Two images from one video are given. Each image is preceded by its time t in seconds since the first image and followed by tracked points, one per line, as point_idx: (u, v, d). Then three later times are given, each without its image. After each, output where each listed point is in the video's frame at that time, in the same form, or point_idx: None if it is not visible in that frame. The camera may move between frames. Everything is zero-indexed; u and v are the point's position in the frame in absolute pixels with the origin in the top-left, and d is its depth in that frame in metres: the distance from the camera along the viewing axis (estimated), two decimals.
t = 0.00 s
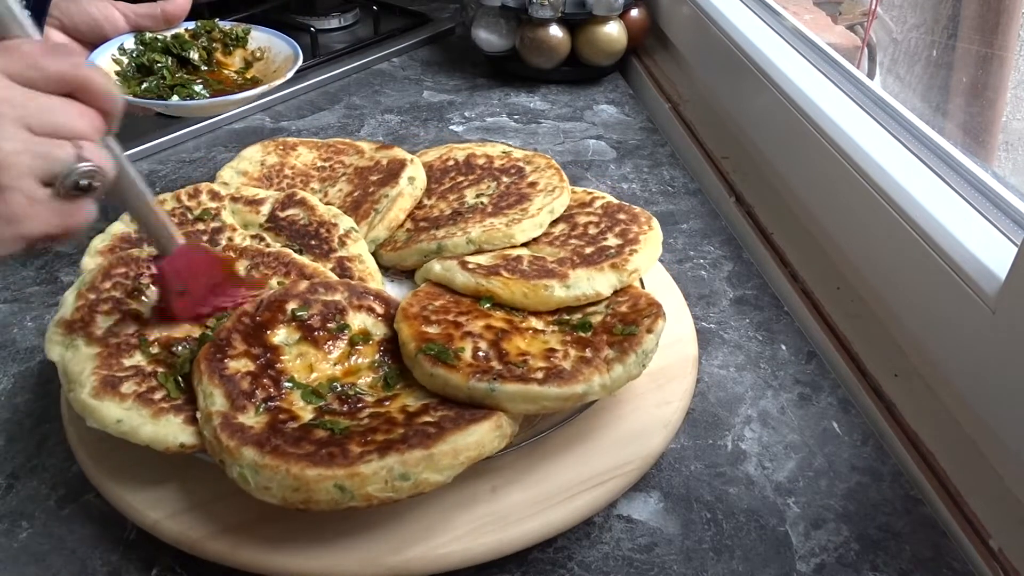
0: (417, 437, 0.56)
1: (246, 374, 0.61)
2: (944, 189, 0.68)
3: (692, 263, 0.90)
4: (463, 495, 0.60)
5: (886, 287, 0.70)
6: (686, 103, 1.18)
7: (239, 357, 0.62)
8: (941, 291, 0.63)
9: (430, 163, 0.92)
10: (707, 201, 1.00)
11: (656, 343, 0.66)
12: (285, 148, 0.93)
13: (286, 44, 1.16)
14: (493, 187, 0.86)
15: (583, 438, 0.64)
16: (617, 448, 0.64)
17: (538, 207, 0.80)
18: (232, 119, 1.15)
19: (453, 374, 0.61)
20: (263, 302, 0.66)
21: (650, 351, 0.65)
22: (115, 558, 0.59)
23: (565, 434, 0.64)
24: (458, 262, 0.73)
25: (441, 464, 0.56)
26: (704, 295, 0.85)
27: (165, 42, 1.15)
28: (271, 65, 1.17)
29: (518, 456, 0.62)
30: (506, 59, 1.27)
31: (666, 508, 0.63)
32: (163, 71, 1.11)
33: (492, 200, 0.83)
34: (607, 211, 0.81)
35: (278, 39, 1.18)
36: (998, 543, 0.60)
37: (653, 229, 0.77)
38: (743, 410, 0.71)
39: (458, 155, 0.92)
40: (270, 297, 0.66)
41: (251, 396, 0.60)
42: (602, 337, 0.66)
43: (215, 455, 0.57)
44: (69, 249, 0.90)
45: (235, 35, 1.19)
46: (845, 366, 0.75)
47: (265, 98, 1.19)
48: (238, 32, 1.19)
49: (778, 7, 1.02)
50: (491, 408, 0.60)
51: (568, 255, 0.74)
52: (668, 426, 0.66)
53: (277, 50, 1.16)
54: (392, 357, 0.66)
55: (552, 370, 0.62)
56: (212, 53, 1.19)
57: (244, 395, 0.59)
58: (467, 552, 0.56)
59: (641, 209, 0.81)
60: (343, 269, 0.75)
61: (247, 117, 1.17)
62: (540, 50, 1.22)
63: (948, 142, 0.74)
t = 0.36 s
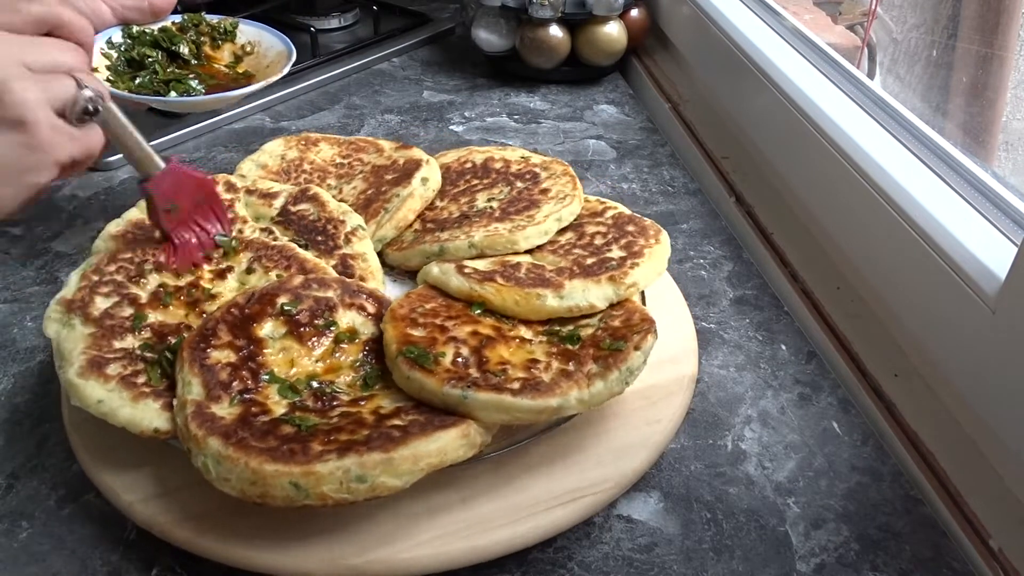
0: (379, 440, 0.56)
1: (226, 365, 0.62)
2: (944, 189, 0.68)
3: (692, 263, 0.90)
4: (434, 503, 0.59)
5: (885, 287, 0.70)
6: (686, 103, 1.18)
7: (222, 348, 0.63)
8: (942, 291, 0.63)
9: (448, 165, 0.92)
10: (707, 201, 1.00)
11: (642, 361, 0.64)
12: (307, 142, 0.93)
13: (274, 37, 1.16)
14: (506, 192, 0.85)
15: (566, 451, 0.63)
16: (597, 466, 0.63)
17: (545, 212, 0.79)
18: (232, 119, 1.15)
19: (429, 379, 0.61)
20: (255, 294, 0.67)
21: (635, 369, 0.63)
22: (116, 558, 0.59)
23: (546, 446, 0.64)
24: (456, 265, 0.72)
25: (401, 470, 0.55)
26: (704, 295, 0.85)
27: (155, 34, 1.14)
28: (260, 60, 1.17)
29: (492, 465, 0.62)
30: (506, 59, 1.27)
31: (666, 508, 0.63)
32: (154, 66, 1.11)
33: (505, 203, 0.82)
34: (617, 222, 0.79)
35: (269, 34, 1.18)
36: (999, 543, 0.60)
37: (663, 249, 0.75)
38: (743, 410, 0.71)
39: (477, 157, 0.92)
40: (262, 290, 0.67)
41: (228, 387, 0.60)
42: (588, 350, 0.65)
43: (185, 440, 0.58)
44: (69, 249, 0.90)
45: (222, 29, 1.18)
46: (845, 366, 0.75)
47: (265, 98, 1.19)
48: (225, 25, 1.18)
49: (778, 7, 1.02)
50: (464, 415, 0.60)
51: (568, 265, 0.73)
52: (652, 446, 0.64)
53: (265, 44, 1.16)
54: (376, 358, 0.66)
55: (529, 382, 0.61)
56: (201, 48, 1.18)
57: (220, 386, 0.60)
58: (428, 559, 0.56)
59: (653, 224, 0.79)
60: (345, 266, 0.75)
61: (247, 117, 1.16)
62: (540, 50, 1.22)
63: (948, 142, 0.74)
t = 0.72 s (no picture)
0: (319, 439, 0.56)
1: (198, 347, 0.64)
2: (944, 189, 0.68)
3: (692, 263, 0.90)
4: (387, 500, 0.59)
5: (885, 286, 0.70)
6: (686, 103, 1.18)
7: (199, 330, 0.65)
8: (942, 292, 0.63)
9: (478, 169, 0.92)
10: (707, 201, 1.00)
11: (610, 390, 0.63)
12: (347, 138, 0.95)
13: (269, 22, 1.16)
14: (525, 202, 0.84)
15: (538, 467, 0.62)
16: (561, 492, 0.60)
17: (557, 225, 0.78)
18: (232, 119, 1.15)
19: (385, 383, 0.61)
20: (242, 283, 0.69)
21: (600, 397, 0.62)
22: (115, 559, 0.59)
23: (522, 464, 0.62)
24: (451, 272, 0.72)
25: (330, 472, 0.55)
26: (704, 295, 0.85)
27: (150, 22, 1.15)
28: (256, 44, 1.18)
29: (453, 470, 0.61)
30: (506, 59, 1.27)
31: (666, 508, 0.63)
32: (144, 54, 1.11)
33: (523, 213, 0.82)
34: (629, 242, 0.78)
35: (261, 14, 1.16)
36: (998, 543, 0.60)
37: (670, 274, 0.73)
38: (743, 410, 0.71)
39: (507, 165, 0.91)
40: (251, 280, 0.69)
41: (194, 368, 0.62)
42: (558, 371, 0.64)
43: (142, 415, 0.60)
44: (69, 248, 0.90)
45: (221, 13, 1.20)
46: (845, 366, 0.75)
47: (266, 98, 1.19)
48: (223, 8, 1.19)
49: (778, 7, 1.02)
50: (415, 425, 0.59)
51: (563, 283, 0.72)
52: (617, 481, 0.62)
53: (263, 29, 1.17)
54: (347, 358, 0.67)
55: (485, 399, 0.60)
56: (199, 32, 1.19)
57: (187, 366, 0.62)
58: (353, 562, 0.55)
59: (665, 248, 0.76)
60: (349, 263, 0.75)
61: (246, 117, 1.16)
62: (540, 50, 1.22)
63: (948, 142, 0.74)
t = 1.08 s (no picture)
0: (267, 433, 0.57)
1: (181, 331, 0.65)
2: (944, 189, 0.68)
3: (692, 263, 0.90)
4: (344, 498, 0.59)
5: (886, 286, 0.70)
6: (686, 103, 1.18)
7: (186, 314, 0.66)
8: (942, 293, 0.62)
9: (502, 175, 0.89)
10: (707, 201, 1.00)
11: (575, 413, 0.60)
12: (379, 134, 0.95)
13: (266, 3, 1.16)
14: (540, 211, 0.82)
15: (505, 485, 0.60)
16: (513, 515, 0.58)
17: (562, 237, 0.75)
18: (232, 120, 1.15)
19: (345, 383, 0.60)
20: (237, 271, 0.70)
21: (563, 419, 0.59)
22: (116, 558, 0.59)
23: (490, 479, 0.60)
24: (443, 278, 0.72)
25: (270, 468, 0.55)
26: (704, 295, 0.85)
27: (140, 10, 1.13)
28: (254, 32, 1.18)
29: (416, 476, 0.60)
30: (506, 59, 1.27)
31: (666, 508, 0.63)
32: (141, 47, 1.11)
33: (534, 221, 0.79)
34: (635, 262, 0.74)
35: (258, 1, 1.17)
36: (998, 543, 0.60)
37: (671, 298, 0.69)
38: (743, 410, 0.71)
39: (531, 172, 0.88)
40: (246, 270, 0.70)
41: (172, 350, 0.63)
42: (526, 389, 0.62)
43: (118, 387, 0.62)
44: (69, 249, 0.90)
45: None
46: (845, 366, 0.75)
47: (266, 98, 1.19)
48: None
49: (778, 7, 1.02)
50: (370, 429, 0.58)
51: (557, 297, 0.70)
52: (573, 509, 0.59)
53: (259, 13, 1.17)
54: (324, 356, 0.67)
55: (441, 409, 0.59)
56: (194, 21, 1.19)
57: (167, 348, 0.63)
58: (287, 559, 0.55)
59: (673, 276, 0.72)
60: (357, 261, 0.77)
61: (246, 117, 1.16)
62: (540, 50, 1.22)
63: (948, 142, 0.74)
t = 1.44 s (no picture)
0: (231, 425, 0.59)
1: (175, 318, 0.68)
2: (944, 189, 0.68)
3: (692, 263, 0.90)
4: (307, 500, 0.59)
5: (885, 286, 0.70)
6: (686, 103, 1.18)
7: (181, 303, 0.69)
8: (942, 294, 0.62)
9: (521, 180, 0.87)
10: (707, 201, 1.00)
11: (540, 431, 0.59)
12: (406, 133, 0.95)
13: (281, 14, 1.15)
14: (549, 220, 0.80)
15: (475, 498, 0.59)
16: (468, 530, 0.57)
17: (564, 249, 0.74)
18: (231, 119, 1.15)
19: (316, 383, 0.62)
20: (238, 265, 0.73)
21: (527, 436, 0.59)
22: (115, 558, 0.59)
23: (454, 493, 0.59)
24: (435, 282, 0.71)
25: (228, 460, 0.57)
26: (704, 295, 0.85)
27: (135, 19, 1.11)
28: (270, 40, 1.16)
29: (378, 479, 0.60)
30: (506, 59, 1.27)
31: (666, 508, 0.63)
32: (152, 54, 1.11)
33: (541, 230, 0.78)
34: (634, 280, 0.72)
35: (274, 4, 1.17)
36: (998, 543, 0.60)
37: (665, 319, 0.67)
38: (743, 410, 0.71)
39: (549, 180, 0.86)
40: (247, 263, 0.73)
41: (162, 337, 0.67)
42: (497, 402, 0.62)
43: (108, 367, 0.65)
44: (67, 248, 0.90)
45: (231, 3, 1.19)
46: (845, 366, 0.75)
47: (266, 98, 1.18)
48: None
49: (778, 7, 1.02)
50: (333, 430, 0.60)
51: (547, 310, 0.69)
52: (533, 530, 0.57)
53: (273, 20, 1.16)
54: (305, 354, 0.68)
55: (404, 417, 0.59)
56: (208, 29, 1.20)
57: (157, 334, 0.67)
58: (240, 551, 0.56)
59: (670, 299, 0.69)
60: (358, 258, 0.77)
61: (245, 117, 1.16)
62: (540, 50, 1.22)
63: (948, 142, 0.74)
